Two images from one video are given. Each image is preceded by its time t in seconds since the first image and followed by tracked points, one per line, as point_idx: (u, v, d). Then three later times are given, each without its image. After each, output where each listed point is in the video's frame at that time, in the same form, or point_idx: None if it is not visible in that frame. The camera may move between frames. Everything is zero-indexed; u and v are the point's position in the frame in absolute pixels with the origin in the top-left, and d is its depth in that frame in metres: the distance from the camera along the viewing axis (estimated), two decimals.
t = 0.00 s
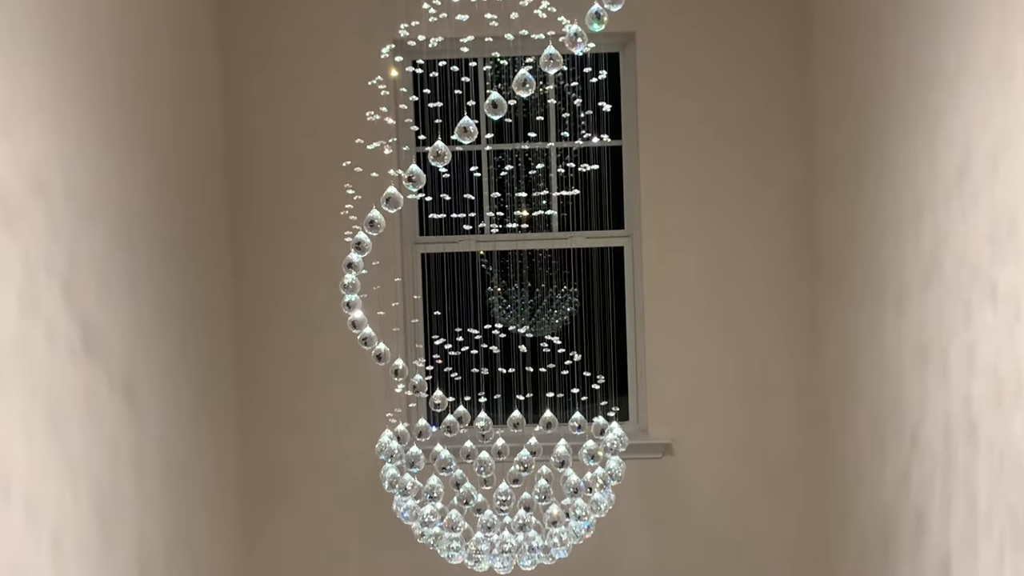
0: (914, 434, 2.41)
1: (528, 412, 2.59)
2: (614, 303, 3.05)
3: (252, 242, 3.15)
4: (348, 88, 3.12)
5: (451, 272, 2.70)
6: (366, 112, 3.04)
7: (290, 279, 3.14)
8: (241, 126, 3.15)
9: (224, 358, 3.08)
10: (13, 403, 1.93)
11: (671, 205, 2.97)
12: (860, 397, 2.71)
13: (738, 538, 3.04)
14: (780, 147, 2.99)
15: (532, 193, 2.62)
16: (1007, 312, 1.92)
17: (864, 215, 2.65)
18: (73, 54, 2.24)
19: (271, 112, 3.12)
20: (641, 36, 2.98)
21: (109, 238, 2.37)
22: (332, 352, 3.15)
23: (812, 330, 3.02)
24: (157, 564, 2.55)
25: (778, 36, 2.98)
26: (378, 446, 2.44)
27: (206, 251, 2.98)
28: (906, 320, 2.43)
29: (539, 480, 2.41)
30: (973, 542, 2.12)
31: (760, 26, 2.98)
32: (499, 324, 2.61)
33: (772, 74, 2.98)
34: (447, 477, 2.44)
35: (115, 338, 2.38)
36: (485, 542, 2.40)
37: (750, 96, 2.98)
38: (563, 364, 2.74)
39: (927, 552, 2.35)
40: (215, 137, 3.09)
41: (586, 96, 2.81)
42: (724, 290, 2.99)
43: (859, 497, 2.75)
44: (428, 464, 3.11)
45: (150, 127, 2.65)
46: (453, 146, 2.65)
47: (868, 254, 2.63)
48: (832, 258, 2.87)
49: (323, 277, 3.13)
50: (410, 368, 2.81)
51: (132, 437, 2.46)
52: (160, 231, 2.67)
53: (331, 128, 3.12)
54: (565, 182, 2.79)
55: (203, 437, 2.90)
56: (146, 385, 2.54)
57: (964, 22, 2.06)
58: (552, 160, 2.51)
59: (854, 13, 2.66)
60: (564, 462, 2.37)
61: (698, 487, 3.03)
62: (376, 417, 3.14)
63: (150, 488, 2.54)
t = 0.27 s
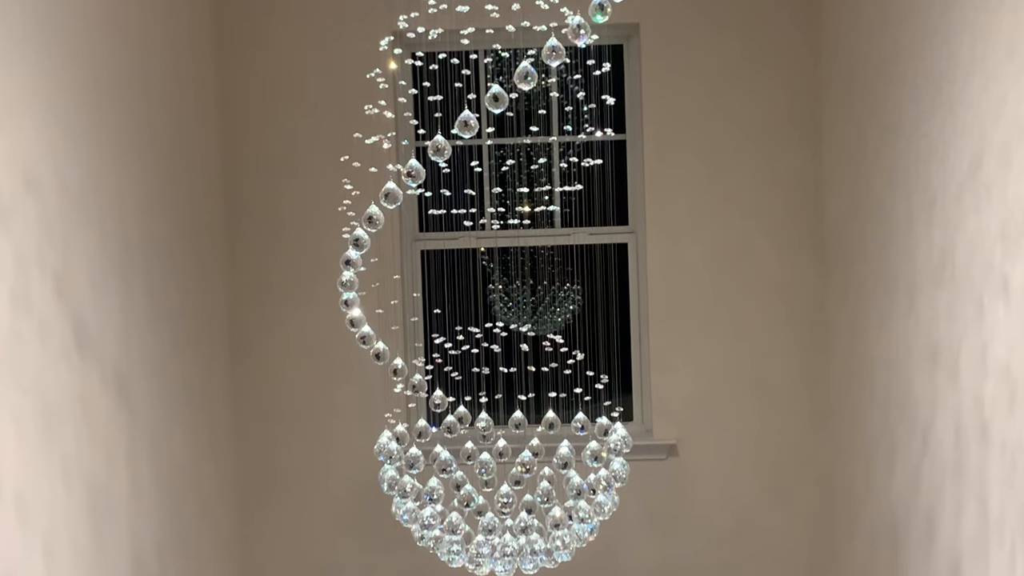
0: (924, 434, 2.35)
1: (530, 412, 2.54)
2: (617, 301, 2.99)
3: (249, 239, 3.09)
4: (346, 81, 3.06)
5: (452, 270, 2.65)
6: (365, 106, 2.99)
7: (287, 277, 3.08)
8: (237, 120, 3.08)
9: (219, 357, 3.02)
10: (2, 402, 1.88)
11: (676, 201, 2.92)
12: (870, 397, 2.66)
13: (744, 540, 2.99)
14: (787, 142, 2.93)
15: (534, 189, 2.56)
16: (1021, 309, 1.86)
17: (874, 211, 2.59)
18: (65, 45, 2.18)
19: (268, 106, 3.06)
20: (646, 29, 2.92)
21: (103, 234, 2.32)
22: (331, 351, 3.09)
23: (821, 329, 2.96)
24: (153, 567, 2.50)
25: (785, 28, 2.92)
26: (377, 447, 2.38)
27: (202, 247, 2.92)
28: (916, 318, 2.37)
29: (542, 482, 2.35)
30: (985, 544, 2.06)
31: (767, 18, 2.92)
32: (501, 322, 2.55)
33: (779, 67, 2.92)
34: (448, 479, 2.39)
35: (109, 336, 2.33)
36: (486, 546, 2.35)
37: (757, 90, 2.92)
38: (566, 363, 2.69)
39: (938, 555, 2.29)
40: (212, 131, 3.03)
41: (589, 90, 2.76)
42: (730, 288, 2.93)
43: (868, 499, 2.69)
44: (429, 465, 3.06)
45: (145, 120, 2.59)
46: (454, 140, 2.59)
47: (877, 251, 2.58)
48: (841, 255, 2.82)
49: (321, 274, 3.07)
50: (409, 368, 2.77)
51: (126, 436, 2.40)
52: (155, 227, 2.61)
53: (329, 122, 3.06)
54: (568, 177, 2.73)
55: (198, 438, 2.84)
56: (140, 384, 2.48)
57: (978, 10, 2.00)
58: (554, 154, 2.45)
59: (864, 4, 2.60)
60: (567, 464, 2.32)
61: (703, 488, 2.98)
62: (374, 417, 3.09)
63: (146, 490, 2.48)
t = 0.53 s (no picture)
0: (931, 430, 2.32)
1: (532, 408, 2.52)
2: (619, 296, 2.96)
3: (246, 233, 3.05)
4: (344, 72, 3.01)
5: (453, 264, 2.62)
6: (364, 99, 2.96)
7: (285, 272, 3.05)
8: (234, 113, 3.04)
9: (216, 352, 2.98)
10: None
11: (679, 195, 2.88)
12: (875, 392, 2.62)
13: (747, 537, 2.96)
14: (792, 135, 2.89)
15: (535, 182, 2.53)
16: None
17: (879, 205, 2.56)
18: (59, 36, 2.15)
19: (266, 99, 3.03)
20: (649, 21, 2.88)
21: (98, 228, 2.28)
22: (330, 347, 3.05)
23: (827, 324, 2.92)
24: (150, 565, 2.47)
25: (789, 20, 2.88)
26: (377, 444, 2.36)
27: (199, 242, 2.88)
28: (923, 313, 2.34)
29: (543, 479, 2.32)
30: (992, 541, 2.03)
31: (770, 9, 2.88)
32: (502, 318, 2.53)
33: (783, 59, 2.89)
34: (448, 475, 2.37)
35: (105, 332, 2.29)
36: (487, 543, 2.32)
37: (761, 82, 2.88)
38: (567, 359, 2.66)
39: (944, 552, 2.26)
40: (209, 125, 3.00)
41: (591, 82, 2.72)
42: (733, 282, 2.90)
43: (874, 496, 2.66)
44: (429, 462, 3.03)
45: (143, 113, 2.56)
46: (454, 133, 2.56)
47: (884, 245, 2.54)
48: (847, 249, 2.78)
49: (320, 268, 3.04)
50: (408, 363, 2.76)
51: (123, 435, 2.37)
52: (152, 221, 2.58)
53: (328, 115, 3.02)
54: (569, 170, 2.70)
55: (197, 435, 2.82)
56: (137, 381, 2.45)
57: None
58: (555, 147, 2.42)
59: None
60: (569, 460, 2.29)
61: (706, 485, 2.95)
62: (374, 413, 3.05)
63: (143, 487, 2.46)
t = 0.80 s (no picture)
0: (933, 423, 2.30)
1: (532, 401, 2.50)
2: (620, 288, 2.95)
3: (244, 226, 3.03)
4: (342, 64, 2.99)
5: (452, 257, 2.60)
6: (362, 90, 2.94)
7: (283, 265, 3.03)
8: (231, 104, 3.02)
9: (214, 345, 2.97)
10: None
11: (680, 187, 2.87)
12: (878, 384, 2.61)
13: (749, 530, 2.95)
14: (793, 126, 2.87)
15: (535, 173, 2.51)
16: None
17: (881, 196, 2.54)
18: (53, 26, 2.13)
19: (264, 91, 3.01)
20: (649, 11, 2.86)
21: (94, 220, 2.26)
22: (328, 340, 3.04)
23: (829, 316, 2.91)
24: (148, 559, 2.46)
25: (791, 10, 2.86)
26: (376, 437, 2.35)
27: (196, 234, 2.86)
28: (925, 305, 2.32)
29: (543, 472, 2.31)
30: (994, 534, 2.02)
31: None
32: (501, 310, 2.51)
33: (785, 50, 2.86)
34: (447, 469, 2.35)
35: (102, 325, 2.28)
36: (486, 537, 2.31)
37: (762, 73, 2.86)
38: (568, 351, 2.65)
39: (947, 545, 2.25)
40: (206, 117, 2.98)
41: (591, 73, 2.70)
42: (734, 275, 2.88)
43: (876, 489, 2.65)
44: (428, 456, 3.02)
45: (138, 105, 2.54)
46: (453, 124, 2.54)
47: (887, 235, 2.52)
48: (849, 241, 2.77)
49: (318, 261, 3.02)
50: (408, 356, 2.74)
51: (120, 429, 2.36)
52: (149, 214, 2.56)
53: (326, 107, 3.00)
54: (569, 161, 2.68)
55: (195, 429, 2.80)
56: (134, 373, 2.43)
57: None
58: (555, 138, 2.40)
59: None
60: (569, 453, 2.28)
61: (707, 478, 2.94)
62: (373, 406, 3.04)
63: (141, 481, 2.44)
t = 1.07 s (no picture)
0: (934, 416, 2.29)
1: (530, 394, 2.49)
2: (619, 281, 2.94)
3: (241, 219, 3.02)
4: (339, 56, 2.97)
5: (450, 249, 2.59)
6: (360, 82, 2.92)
7: (280, 258, 3.01)
8: (227, 97, 3.00)
9: (210, 338, 2.95)
10: None
11: (679, 179, 2.85)
12: (879, 377, 2.59)
13: (749, 524, 2.94)
14: (793, 118, 2.85)
15: (533, 165, 2.50)
16: None
17: (882, 187, 2.53)
18: (47, 18, 2.11)
19: (260, 83, 2.99)
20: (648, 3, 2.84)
21: (89, 212, 2.25)
22: (325, 334, 3.02)
23: (830, 309, 2.89)
24: (145, 555, 2.45)
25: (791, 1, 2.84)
26: (373, 430, 2.33)
27: (191, 227, 2.84)
28: (925, 297, 2.31)
29: (542, 465, 2.30)
30: (995, 527, 2.01)
31: None
32: (500, 303, 2.50)
33: (785, 41, 2.85)
34: (446, 462, 2.34)
35: (97, 319, 2.26)
36: (485, 530, 2.29)
37: (761, 65, 2.85)
38: (567, 344, 2.63)
39: (947, 538, 2.24)
40: (202, 110, 2.96)
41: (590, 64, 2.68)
42: (734, 268, 2.87)
43: (878, 483, 2.63)
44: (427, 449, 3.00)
45: (133, 98, 2.52)
46: (451, 115, 2.52)
47: (887, 227, 2.51)
48: (850, 233, 2.75)
49: (316, 254, 3.01)
50: (406, 349, 2.73)
51: (116, 424, 2.34)
52: (144, 207, 2.55)
53: (323, 99, 2.98)
54: (568, 153, 2.66)
55: (191, 424, 2.79)
56: (130, 367, 2.42)
57: None
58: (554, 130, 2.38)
59: None
60: (568, 447, 2.26)
61: (706, 472, 2.93)
62: (371, 400, 3.03)
63: (137, 476, 2.43)
